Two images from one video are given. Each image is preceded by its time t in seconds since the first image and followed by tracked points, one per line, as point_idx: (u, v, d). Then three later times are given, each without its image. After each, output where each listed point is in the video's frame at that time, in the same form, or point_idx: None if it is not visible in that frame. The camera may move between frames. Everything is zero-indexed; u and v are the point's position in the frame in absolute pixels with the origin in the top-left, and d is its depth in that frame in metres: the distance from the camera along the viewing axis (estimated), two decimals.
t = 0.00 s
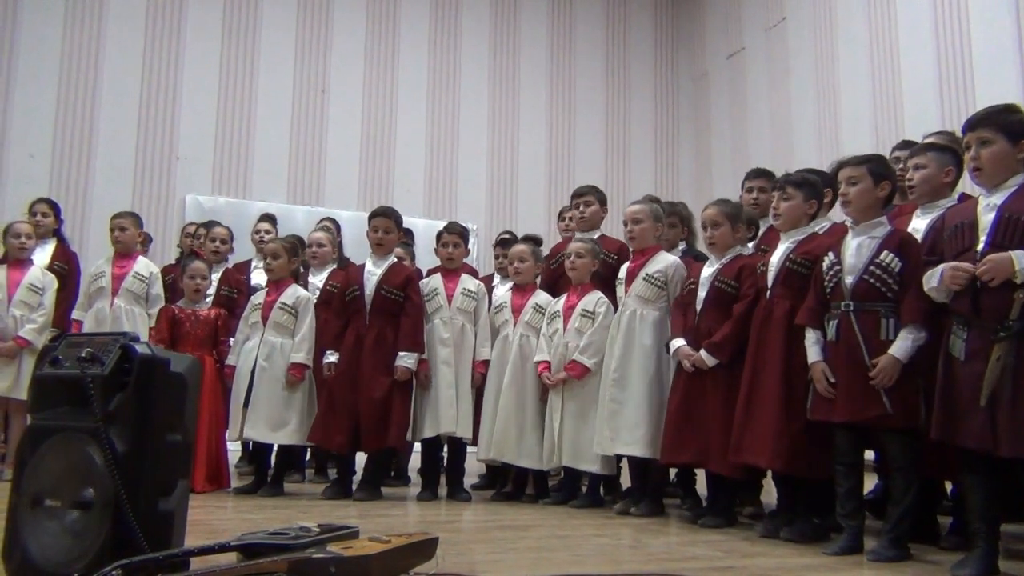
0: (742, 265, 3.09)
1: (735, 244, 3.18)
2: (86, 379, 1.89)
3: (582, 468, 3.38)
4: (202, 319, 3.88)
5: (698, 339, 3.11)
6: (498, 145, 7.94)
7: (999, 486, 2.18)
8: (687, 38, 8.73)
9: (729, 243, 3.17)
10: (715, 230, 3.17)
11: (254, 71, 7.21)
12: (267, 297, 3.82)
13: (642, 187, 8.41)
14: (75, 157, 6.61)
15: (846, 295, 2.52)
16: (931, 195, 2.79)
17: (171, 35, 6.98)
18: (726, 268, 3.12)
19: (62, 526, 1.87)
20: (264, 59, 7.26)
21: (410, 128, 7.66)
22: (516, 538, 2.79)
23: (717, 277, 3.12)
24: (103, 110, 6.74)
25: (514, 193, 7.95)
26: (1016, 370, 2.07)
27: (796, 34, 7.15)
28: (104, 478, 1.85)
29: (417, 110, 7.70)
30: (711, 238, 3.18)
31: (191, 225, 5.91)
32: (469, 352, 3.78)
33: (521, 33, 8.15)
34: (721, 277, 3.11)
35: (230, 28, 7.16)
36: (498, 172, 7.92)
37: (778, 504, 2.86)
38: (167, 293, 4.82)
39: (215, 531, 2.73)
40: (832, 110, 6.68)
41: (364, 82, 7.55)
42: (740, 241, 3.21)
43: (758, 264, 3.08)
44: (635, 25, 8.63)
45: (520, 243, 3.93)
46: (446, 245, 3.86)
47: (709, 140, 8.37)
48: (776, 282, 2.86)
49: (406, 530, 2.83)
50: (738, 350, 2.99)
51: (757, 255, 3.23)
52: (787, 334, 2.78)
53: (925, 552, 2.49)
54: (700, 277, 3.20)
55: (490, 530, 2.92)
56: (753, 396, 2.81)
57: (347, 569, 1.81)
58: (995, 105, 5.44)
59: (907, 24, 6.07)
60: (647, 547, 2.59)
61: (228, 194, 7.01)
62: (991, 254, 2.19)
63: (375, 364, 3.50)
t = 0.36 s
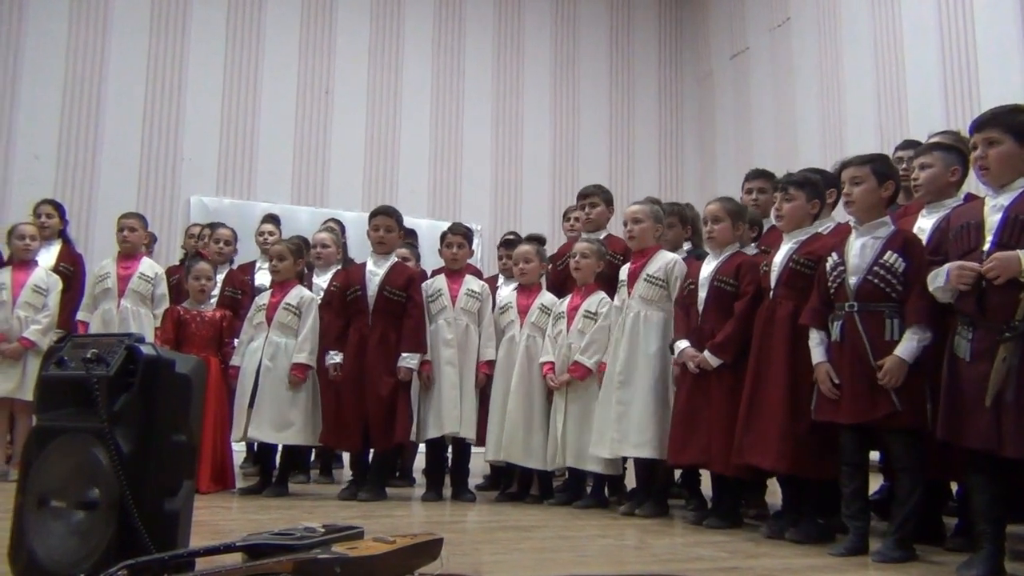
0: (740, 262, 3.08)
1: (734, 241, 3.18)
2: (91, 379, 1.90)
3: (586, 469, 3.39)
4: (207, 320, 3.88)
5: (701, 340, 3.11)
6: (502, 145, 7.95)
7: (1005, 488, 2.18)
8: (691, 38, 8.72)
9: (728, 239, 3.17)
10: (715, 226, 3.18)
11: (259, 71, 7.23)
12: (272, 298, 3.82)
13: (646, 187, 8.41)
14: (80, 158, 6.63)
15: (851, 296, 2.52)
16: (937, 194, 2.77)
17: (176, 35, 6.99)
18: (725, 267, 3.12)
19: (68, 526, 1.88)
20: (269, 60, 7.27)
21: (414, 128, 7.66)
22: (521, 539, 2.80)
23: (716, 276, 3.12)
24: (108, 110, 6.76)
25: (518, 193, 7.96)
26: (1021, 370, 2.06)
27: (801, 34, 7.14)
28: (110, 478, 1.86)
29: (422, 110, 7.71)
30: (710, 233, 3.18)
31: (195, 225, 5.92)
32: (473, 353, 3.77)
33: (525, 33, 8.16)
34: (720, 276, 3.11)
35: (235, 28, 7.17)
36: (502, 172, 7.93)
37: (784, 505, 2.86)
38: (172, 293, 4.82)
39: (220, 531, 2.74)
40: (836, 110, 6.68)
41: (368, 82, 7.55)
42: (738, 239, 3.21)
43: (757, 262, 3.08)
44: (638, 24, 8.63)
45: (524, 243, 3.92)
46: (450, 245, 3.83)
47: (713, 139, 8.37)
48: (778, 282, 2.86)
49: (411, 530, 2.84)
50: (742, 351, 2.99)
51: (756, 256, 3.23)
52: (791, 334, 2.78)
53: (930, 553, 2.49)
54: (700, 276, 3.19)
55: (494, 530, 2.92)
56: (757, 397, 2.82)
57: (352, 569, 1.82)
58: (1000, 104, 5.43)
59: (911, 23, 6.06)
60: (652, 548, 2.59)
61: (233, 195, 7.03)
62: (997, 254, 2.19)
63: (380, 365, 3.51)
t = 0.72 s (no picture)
0: (747, 263, 3.08)
1: (739, 241, 3.17)
2: (103, 380, 1.91)
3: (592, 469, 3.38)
4: (218, 321, 3.91)
5: (709, 341, 3.11)
6: (510, 147, 7.95)
7: (1016, 488, 2.17)
8: (700, 37, 8.71)
9: (734, 239, 3.16)
10: (721, 224, 3.18)
11: (268, 73, 7.25)
12: (281, 299, 3.83)
13: (655, 187, 8.39)
14: (91, 159, 6.66)
15: (861, 296, 2.52)
16: (949, 194, 2.74)
17: (185, 37, 7.01)
18: (731, 267, 3.11)
19: (80, 526, 1.89)
20: (278, 62, 7.29)
21: (422, 129, 7.67)
22: (530, 539, 2.80)
23: (723, 276, 3.11)
24: (118, 112, 6.79)
25: (527, 193, 7.95)
26: None
27: (810, 34, 7.13)
28: (121, 478, 1.87)
29: (431, 112, 7.71)
30: (716, 232, 3.18)
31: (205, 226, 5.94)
32: (482, 353, 3.77)
33: (533, 34, 8.15)
34: (726, 276, 3.10)
35: (244, 30, 7.19)
36: (511, 172, 7.93)
37: (794, 506, 2.86)
38: (181, 294, 4.84)
39: (230, 531, 2.75)
40: (846, 108, 6.66)
41: (376, 83, 7.57)
42: (744, 239, 3.20)
43: (763, 263, 3.07)
44: (647, 24, 8.62)
45: (534, 243, 3.92)
46: (459, 246, 3.87)
47: (722, 139, 8.35)
48: (783, 281, 2.85)
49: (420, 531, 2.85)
50: (749, 351, 2.99)
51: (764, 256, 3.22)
52: (798, 334, 2.77)
53: (941, 554, 2.48)
54: (705, 276, 3.19)
55: (504, 531, 2.93)
56: (766, 397, 2.81)
57: (362, 569, 1.82)
58: (1011, 103, 5.41)
59: (921, 21, 6.04)
60: (661, 548, 2.59)
61: (242, 196, 7.05)
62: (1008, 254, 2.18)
63: (381, 360, 3.52)
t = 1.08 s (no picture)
0: (753, 261, 3.07)
1: (747, 241, 3.17)
2: (115, 379, 1.92)
3: (609, 469, 3.39)
4: (229, 321, 3.92)
5: (712, 339, 3.11)
6: (520, 146, 7.95)
7: None
8: (710, 36, 8.69)
9: (741, 238, 3.16)
10: (728, 224, 3.17)
11: (278, 73, 7.27)
12: (290, 298, 3.84)
13: (665, 187, 8.38)
14: (103, 159, 6.69)
15: (873, 295, 2.52)
16: (960, 191, 2.71)
17: (196, 37, 7.04)
18: (737, 265, 3.11)
19: (92, 524, 1.91)
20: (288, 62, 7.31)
21: (432, 128, 7.68)
22: (540, 538, 2.81)
23: (728, 274, 3.11)
24: (130, 112, 6.81)
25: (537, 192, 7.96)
26: None
27: (820, 32, 7.11)
28: (133, 478, 1.88)
29: (441, 111, 7.72)
30: (723, 231, 3.17)
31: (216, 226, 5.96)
32: (491, 352, 3.77)
33: (542, 34, 8.15)
34: (732, 275, 3.10)
35: (255, 30, 7.22)
36: (521, 172, 7.93)
37: (804, 506, 2.85)
38: (192, 294, 4.86)
39: (242, 530, 2.76)
40: (857, 107, 6.63)
41: (387, 82, 7.58)
42: (751, 238, 3.20)
43: (769, 262, 3.07)
44: (656, 22, 8.60)
45: (544, 242, 3.91)
46: (468, 246, 3.87)
47: (732, 137, 8.33)
48: (789, 280, 2.85)
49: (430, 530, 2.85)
50: (752, 350, 2.98)
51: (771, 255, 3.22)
52: (803, 333, 2.76)
53: (953, 555, 2.47)
54: (712, 274, 3.19)
55: (514, 530, 2.93)
56: (771, 397, 2.81)
57: (372, 569, 1.83)
58: None
59: (933, 18, 6.02)
60: (672, 548, 2.59)
61: (253, 196, 7.07)
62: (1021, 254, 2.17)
63: (389, 358, 3.53)
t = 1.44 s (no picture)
0: (766, 261, 3.07)
1: (760, 241, 3.16)
2: (132, 380, 1.94)
3: (626, 470, 3.39)
4: (245, 321, 3.95)
5: (724, 338, 3.10)
6: (533, 145, 7.95)
7: None
8: (724, 34, 8.66)
9: (755, 238, 3.14)
10: (742, 223, 3.14)
11: (292, 74, 7.30)
12: (304, 299, 3.86)
13: (679, 187, 8.36)
14: (119, 160, 6.74)
15: (891, 293, 2.50)
16: (973, 192, 2.69)
17: (210, 40, 7.08)
18: (750, 265, 3.10)
19: (110, 523, 1.92)
20: (302, 63, 7.34)
21: (445, 129, 7.69)
22: (555, 539, 2.81)
23: (741, 274, 3.10)
24: (145, 115, 6.86)
25: (550, 192, 7.96)
26: None
27: (835, 30, 7.07)
28: (150, 477, 1.90)
29: (454, 112, 7.74)
30: (738, 231, 3.15)
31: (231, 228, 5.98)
32: (506, 353, 3.77)
33: (555, 33, 8.15)
34: (745, 274, 3.09)
35: (268, 32, 7.25)
36: (534, 172, 7.93)
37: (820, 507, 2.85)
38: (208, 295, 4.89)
39: (258, 530, 2.78)
40: (873, 104, 6.60)
41: (400, 83, 7.60)
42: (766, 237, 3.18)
43: (783, 262, 3.06)
44: (670, 21, 8.58)
45: (559, 243, 3.91)
46: (482, 247, 3.87)
47: (747, 136, 8.29)
48: (803, 279, 2.84)
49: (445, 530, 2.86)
50: (764, 349, 2.98)
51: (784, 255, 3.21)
52: (818, 333, 2.75)
53: (971, 556, 2.45)
54: (725, 274, 3.18)
55: (529, 531, 2.94)
56: (782, 396, 2.80)
57: (387, 569, 1.83)
58: None
59: (948, 15, 5.98)
60: (687, 549, 2.59)
61: (267, 198, 7.11)
62: None
63: (404, 358, 3.54)
